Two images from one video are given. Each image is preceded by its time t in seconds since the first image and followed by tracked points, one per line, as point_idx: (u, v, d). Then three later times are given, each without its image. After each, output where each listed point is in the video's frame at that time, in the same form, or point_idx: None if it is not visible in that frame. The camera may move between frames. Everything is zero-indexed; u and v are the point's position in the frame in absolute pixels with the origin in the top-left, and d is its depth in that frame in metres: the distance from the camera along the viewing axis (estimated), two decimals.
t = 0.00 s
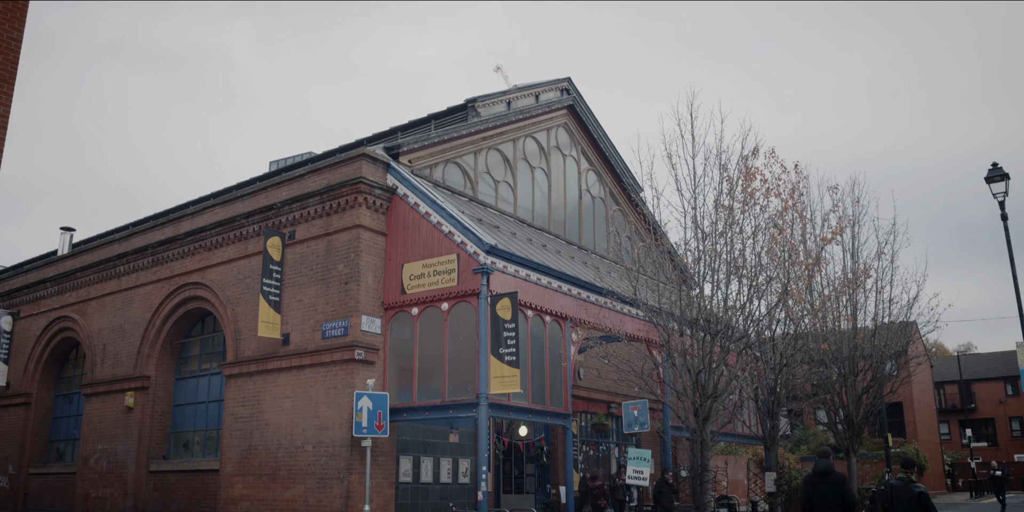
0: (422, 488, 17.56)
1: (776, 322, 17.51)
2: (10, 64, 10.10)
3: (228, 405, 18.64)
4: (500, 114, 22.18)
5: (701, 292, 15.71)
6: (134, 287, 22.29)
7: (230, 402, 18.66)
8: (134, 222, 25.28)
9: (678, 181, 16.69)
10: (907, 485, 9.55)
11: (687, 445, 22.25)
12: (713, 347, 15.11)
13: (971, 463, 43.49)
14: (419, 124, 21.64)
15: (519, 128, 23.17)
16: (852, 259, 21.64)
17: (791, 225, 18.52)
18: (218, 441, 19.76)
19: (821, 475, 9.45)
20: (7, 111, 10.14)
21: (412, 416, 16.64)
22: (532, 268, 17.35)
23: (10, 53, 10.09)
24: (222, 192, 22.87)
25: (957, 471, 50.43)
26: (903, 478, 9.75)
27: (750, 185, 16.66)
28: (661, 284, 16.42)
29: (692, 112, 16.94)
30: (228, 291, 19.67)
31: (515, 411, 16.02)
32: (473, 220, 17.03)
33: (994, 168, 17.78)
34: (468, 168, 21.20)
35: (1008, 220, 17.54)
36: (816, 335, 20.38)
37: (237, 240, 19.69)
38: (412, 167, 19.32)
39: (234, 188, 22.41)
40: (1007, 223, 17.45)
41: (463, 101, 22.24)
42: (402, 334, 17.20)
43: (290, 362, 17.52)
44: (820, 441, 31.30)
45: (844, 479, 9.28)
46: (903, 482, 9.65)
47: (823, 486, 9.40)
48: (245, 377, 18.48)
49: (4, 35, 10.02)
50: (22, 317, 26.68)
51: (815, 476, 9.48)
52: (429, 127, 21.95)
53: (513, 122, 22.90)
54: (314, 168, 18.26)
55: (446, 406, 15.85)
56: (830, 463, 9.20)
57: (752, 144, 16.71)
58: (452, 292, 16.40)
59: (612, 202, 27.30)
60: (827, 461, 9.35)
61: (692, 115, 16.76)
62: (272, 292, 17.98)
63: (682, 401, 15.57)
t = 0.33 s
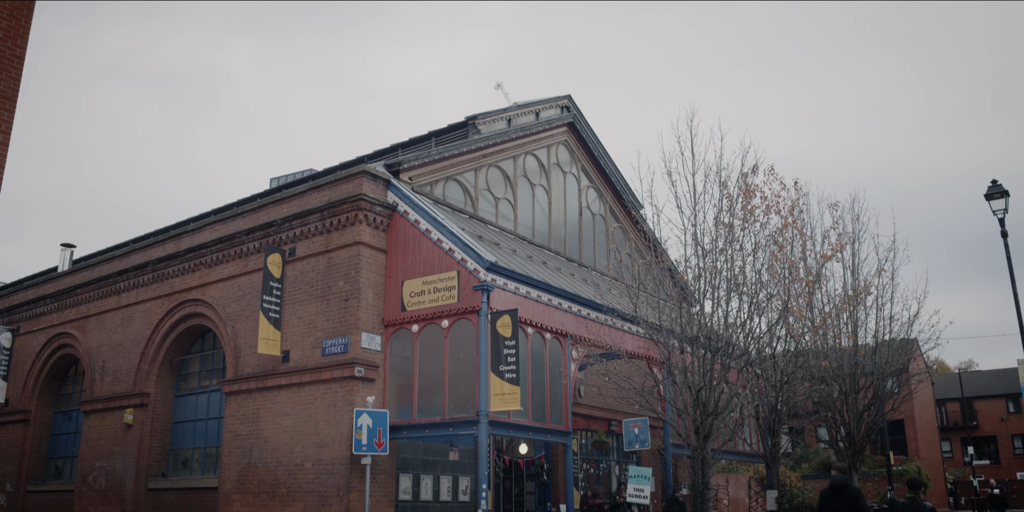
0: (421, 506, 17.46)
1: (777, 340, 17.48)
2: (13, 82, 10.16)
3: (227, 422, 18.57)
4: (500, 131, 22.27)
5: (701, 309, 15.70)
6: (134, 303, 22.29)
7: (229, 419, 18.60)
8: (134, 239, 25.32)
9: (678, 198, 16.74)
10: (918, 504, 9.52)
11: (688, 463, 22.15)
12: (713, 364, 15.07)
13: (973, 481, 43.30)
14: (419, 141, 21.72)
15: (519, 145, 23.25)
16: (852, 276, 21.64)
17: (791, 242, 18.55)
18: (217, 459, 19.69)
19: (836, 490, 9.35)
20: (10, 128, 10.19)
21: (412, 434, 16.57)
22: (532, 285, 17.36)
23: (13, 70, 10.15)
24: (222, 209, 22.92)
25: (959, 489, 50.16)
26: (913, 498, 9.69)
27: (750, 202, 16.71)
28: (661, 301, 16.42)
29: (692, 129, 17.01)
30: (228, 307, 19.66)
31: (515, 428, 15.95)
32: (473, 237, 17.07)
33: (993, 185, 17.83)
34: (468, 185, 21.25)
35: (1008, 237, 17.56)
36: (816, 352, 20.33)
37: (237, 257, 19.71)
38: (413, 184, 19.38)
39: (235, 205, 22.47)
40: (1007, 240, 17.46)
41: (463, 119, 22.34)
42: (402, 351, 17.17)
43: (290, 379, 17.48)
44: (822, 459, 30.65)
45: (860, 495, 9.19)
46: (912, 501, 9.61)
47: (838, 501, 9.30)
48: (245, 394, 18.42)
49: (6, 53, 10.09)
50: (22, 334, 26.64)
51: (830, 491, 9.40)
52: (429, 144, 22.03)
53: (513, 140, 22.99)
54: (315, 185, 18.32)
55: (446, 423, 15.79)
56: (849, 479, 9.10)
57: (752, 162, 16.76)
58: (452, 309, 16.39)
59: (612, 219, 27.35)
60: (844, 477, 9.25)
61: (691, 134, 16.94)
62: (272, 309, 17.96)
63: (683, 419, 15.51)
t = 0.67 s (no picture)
0: None
1: (777, 360, 17.44)
2: (16, 103, 10.24)
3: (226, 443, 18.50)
4: (500, 152, 22.37)
5: (701, 330, 15.68)
6: (134, 323, 22.26)
7: (228, 440, 18.53)
8: (135, 259, 25.35)
9: (678, 220, 16.74)
10: None
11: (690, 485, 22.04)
12: (714, 385, 15.02)
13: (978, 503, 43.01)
14: (419, 162, 21.79)
15: (519, 166, 23.32)
16: (853, 297, 21.64)
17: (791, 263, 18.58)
18: (216, 480, 19.59)
19: None
20: (13, 148, 10.25)
21: (411, 455, 16.50)
22: (532, 305, 17.36)
23: (15, 91, 10.23)
24: (223, 229, 22.97)
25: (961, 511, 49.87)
26: None
27: (750, 223, 16.72)
28: (662, 322, 16.40)
29: (691, 151, 17.07)
30: (227, 328, 19.65)
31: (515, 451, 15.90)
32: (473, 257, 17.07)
33: (993, 206, 17.87)
34: (469, 206, 21.29)
35: (1008, 257, 17.57)
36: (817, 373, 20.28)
37: (237, 277, 19.73)
38: (414, 205, 19.44)
39: (236, 225, 22.53)
40: (1007, 260, 17.48)
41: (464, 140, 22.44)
42: (402, 372, 17.14)
43: (290, 400, 17.43)
44: (825, 481, 29.99)
45: None
46: None
47: None
48: (244, 415, 18.37)
49: (10, 74, 10.18)
50: (21, 354, 26.58)
51: None
52: (430, 165, 22.10)
53: (513, 161, 23.07)
54: (316, 206, 18.38)
55: (446, 444, 15.72)
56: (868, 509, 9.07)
57: (751, 182, 16.79)
58: (451, 330, 16.38)
59: (612, 240, 27.40)
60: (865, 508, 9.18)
61: (690, 155, 16.98)
62: (272, 331, 17.94)
63: (684, 442, 15.43)
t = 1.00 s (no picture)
0: None
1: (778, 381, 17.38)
2: (18, 123, 10.30)
3: (224, 464, 18.40)
4: (501, 173, 22.46)
5: (702, 351, 15.65)
6: (134, 343, 22.22)
7: (227, 461, 18.44)
8: (135, 279, 25.36)
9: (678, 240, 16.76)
10: None
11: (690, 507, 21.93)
12: (715, 406, 14.96)
13: None
14: (420, 183, 21.87)
15: (519, 187, 23.40)
16: (853, 317, 21.63)
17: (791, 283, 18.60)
18: (213, 501, 19.47)
19: None
20: (14, 168, 10.30)
21: (411, 477, 16.41)
22: (532, 326, 17.35)
23: (18, 112, 10.30)
24: (224, 249, 23.00)
25: None
26: None
27: (750, 243, 16.75)
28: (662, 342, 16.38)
29: (691, 172, 17.11)
30: (227, 348, 19.62)
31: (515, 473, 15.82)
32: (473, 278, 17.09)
33: (993, 226, 17.92)
34: (469, 226, 21.33)
35: (1008, 277, 17.58)
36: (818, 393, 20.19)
37: (237, 297, 19.73)
38: (414, 225, 19.48)
39: (237, 245, 22.55)
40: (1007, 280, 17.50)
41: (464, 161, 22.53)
42: (401, 393, 17.09)
43: (289, 420, 17.36)
44: (826, 503, 29.05)
45: None
46: None
47: None
48: (243, 435, 18.30)
49: (12, 95, 10.25)
50: (19, 374, 26.52)
51: None
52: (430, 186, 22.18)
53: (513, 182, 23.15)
54: (317, 226, 18.42)
55: (446, 466, 15.65)
56: None
57: (751, 203, 16.84)
58: (451, 351, 16.35)
59: (612, 260, 27.43)
60: None
61: (690, 176, 17.03)
62: (271, 352, 17.91)
63: (685, 463, 15.34)
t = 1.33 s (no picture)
0: None
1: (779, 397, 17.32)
2: (19, 139, 10.34)
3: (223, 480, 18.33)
4: (501, 189, 22.52)
5: (703, 366, 15.61)
6: (133, 359, 22.18)
7: (226, 477, 18.36)
8: (135, 295, 25.36)
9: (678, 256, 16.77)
10: None
11: None
12: (716, 421, 14.91)
13: None
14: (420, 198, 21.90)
15: (519, 203, 23.44)
16: (853, 333, 21.58)
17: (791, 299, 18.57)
18: None
19: None
20: (15, 183, 10.32)
21: (411, 494, 16.34)
22: (531, 342, 17.33)
23: (19, 127, 10.35)
24: (224, 265, 23.02)
25: None
26: None
27: (750, 259, 16.74)
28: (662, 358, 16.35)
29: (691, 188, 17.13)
30: (227, 364, 19.58)
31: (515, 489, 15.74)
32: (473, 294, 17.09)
33: (993, 242, 17.94)
34: (469, 242, 21.35)
35: (1008, 293, 17.58)
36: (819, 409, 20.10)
37: (237, 313, 19.72)
38: (414, 241, 19.51)
39: (237, 261, 22.57)
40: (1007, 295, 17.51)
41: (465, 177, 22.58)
42: (401, 409, 17.03)
43: (289, 437, 17.30)
44: None
45: None
46: None
47: None
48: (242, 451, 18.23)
49: (13, 111, 10.29)
50: (18, 389, 26.48)
51: None
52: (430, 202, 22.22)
53: (513, 197, 23.20)
54: (317, 242, 18.43)
55: (446, 482, 15.58)
56: None
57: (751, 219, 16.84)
58: (451, 367, 16.31)
59: (612, 276, 27.44)
60: None
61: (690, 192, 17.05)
62: (271, 368, 17.87)
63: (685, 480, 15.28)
